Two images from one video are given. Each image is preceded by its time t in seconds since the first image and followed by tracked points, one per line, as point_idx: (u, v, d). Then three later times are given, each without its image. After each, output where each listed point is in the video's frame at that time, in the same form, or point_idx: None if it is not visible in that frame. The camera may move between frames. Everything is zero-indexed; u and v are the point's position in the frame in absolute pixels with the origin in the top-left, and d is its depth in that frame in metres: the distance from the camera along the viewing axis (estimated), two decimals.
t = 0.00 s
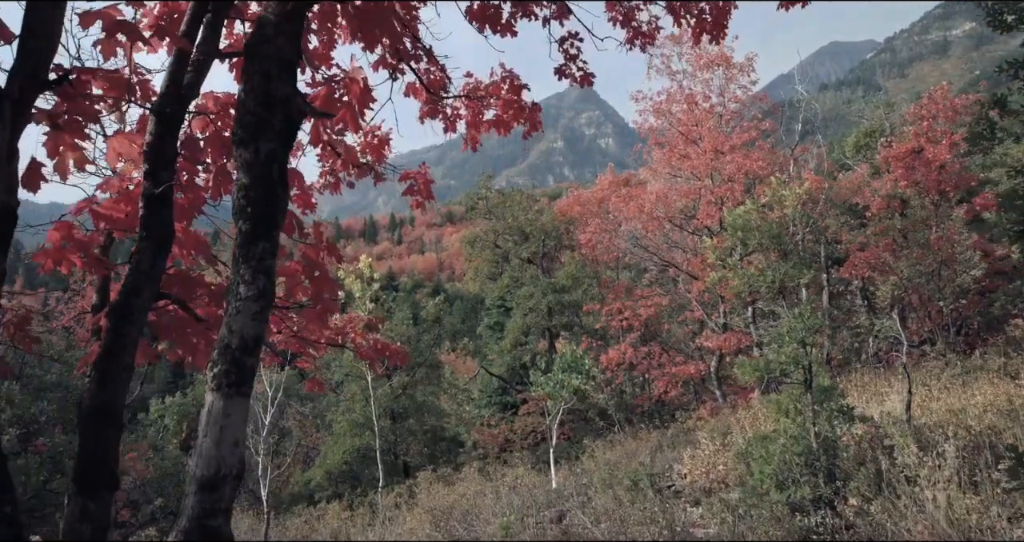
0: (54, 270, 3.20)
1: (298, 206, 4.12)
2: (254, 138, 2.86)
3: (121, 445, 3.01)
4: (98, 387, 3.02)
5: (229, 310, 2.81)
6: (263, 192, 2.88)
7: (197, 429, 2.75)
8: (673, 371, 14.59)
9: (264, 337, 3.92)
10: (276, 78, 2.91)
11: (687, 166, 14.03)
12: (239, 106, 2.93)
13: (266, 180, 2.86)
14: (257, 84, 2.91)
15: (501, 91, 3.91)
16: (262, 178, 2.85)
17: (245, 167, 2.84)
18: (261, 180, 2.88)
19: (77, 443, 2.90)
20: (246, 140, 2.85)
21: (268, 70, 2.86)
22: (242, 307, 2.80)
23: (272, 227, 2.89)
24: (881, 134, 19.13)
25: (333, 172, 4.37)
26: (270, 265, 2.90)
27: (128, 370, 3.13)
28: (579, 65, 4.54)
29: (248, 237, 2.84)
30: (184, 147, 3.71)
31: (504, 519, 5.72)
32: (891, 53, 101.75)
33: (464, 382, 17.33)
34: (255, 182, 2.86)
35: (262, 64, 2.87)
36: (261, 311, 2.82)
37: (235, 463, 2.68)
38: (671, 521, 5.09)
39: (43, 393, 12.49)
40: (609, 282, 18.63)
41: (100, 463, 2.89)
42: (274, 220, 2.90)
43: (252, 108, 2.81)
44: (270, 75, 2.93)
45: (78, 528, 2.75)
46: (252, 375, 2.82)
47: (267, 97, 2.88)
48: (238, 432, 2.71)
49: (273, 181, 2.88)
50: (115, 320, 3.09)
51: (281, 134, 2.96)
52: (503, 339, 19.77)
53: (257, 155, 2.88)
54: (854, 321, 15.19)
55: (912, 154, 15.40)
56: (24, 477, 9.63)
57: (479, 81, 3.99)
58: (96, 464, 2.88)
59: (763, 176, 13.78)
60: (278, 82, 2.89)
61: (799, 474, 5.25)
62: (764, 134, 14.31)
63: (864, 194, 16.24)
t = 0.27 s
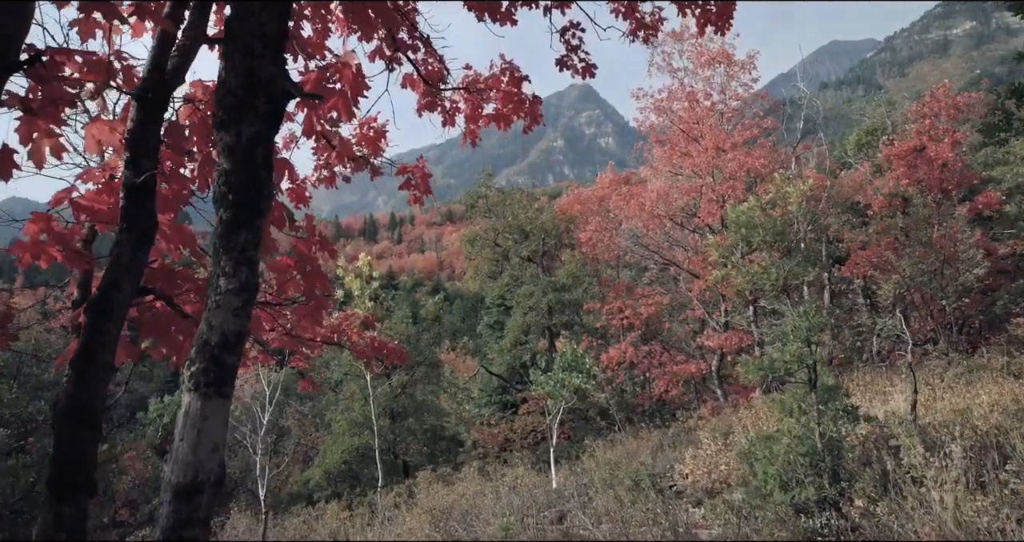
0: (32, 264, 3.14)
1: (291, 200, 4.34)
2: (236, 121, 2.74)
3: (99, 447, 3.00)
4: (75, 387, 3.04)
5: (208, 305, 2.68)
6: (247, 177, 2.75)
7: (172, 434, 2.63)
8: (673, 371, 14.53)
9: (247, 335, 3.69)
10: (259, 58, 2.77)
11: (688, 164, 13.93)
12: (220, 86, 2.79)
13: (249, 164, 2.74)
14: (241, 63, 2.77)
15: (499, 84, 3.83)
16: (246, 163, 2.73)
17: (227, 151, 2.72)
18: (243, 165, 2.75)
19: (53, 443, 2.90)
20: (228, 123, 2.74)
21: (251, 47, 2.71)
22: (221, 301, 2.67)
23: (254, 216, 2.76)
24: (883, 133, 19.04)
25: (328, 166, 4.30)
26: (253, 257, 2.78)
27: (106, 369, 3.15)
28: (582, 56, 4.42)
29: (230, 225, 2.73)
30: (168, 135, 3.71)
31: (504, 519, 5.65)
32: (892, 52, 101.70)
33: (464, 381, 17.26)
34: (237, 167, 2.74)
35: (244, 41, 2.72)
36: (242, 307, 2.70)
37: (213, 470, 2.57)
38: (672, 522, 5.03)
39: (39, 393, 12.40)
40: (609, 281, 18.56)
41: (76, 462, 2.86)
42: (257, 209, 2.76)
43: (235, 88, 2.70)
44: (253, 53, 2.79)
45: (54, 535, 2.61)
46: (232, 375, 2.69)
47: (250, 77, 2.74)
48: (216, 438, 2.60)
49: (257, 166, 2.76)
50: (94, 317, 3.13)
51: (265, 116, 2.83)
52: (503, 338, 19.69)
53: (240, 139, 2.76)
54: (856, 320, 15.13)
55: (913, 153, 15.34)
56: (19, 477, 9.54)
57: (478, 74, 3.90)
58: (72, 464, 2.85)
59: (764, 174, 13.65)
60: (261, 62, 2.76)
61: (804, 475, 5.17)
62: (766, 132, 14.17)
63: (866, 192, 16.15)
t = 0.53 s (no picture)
0: (6, 258, 3.00)
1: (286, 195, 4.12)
2: (215, 101, 2.64)
3: (73, 446, 2.94)
4: (48, 386, 2.90)
5: (184, 299, 2.56)
6: (227, 161, 2.66)
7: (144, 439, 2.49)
8: (674, 370, 14.45)
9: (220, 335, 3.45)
10: (239, 34, 2.71)
11: (689, 162, 13.83)
12: (199, 63, 2.70)
13: (228, 147, 2.65)
14: (219, 39, 2.70)
15: (499, 76, 3.77)
16: (225, 146, 2.64)
17: (205, 134, 2.62)
18: (222, 149, 2.66)
19: (26, 445, 2.81)
20: (206, 103, 2.64)
21: (229, 22, 2.64)
22: (198, 295, 2.56)
23: (235, 202, 2.68)
24: (885, 131, 18.96)
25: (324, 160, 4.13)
26: (232, 247, 2.67)
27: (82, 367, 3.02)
28: (585, 46, 4.32)
29: (208, 213, 2.63)
30: (150, 123, 3.60)
31: (504, 520, 5.58)
32: (892, 52, 101.64)
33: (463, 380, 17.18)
34: (215, 150, 2.66)
35: (223, 16, 2.65)
36: (219, 301, 2.59)
37: (185, 478, 2.43)
38: (673, 523, 4.97)
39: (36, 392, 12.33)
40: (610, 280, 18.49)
41: (52, 464, 2.81)
42: (237, 195, 2.68)
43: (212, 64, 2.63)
44: (232, 29, 2.72)
45: None
46: (210, 375, 2.56)
47: (229, 53, 2.67)
48: (192, 442, 2.47)
49: (237, 150, 2.67)
50: (70, 313, 2.98)
51: (245, 96, 2.75)
52: (503, 338, 19.61)
53: (218, 121, 2.67)
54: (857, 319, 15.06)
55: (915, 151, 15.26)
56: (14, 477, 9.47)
57: (477, 66, 3.83)
58: (47, 465, 2.80)
59: (767, 173, 13.52)
60: (241, 38, 2.67)
61: (807, 476, 5.10)
62: (767, 130, 14.05)
63: (868, 190, 16.07)
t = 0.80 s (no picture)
0: None
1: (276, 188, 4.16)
2: (183, 75, 2.60)
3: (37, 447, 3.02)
4: (12, 387, 2.97)
5: (149, 292, 2.55)
6: (195, 141, 2.64)
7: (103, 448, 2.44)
8: (674, 370, 14.36)
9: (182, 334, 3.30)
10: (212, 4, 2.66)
11: (689, 161, 13.75)
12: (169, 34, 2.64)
13: (197, 126, 2.63)
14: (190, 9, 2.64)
15: (496, 67, 3.70)
16: (193, 126, 2.62)
17: (172, 112, 2.60)
18: (190, 127, 2.63)
19: None
20: (173, 77, 2.59)
21: None
22: (163, 286, 2.55)
23: (204, 186, 2.69)
24: (886, 130, 18.89)
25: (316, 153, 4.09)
26: (200, 233, 2.68)
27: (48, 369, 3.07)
28: (587, 37, 4.19)
29: (176, 197, 2.64)
30: (122, 106, 3.60)
31: (503, 522, 5.49)
32: (892, 51, 101.60)
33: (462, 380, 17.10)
34: (182, 127, 2.62)
35: None
36: (185, 295, 2.58)
37: (148, 489, 2.40)
38: (675, 526, 4.88)
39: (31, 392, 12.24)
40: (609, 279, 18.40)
41: (16, 467, 2.88)
42: (207, 180, 2.69)
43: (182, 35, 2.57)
44: None
45: None
46: (173, 376, 2.52)
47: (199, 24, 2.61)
48: (154, 451, 2.43)
49: (208, 130, 2.66)
50: (34, 310, 3.01)
51: (215, 69, 2.70)
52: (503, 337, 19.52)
53: (186, 95, 2.63)
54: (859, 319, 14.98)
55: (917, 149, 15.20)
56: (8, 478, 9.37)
57: (474, 58, 3.76)
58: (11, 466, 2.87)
59: (768, 171, 13.40)
60: (213, 9, 2.61)
61: (812, 477, 5.01)
62: (768, 128, 13.93)
63: (869, 189, 15.97)
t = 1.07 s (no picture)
0: None
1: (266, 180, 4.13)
2: (150, 51, 2.67)
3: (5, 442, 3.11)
4: None
5: (112, 285, 2.57)
6: (163, 119, 2.70)
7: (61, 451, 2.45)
8: (675, 370, 14.29)
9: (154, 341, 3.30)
10: None
11: (689, 159, 13.69)
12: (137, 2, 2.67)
13: (163, 105, 2.68)
14: None
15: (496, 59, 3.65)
16: (159, 102, 2.68)
17: (139, 88, 2.67)
18: (156, 105, 2.69)
19: None
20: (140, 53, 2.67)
21: None
22: (126, 279, 2.56)
23: (170, 170, 2.73)
24: (886, 128, 18.83)
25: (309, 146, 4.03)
26: (167, 220, 2.70)
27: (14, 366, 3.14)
28: (585, 25, 4.18)
29: (142, 180, 2.68)
30: (95, 91, 3.66)
31: (501, 523, 5.42)
32: (892, 51, 101.50)
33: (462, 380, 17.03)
34: (147, 105, 2.69)
35: None
36: (149, 289, 2.58)
37: (109, 500, 2.38)
38: (678, 527, 4.80)
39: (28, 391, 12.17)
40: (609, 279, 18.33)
41: None
42: (175, 164, 2.74)
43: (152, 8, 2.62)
44: None
45: None
46: (135, 378, 2.53)
47: None
48: (115, 460, 2.43)
49: (177, 107, 2.72)
50: None
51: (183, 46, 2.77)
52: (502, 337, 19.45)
53: (153, 71, 2.69)
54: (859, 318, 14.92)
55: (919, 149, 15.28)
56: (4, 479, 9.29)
57: (473, 51, 3.71)
58: None
59: (770, 170, 13.34)
60: None
61: (816, 478, 4.93)
62: (769, 126, 13.88)
63: (870, 187, 15.89)
